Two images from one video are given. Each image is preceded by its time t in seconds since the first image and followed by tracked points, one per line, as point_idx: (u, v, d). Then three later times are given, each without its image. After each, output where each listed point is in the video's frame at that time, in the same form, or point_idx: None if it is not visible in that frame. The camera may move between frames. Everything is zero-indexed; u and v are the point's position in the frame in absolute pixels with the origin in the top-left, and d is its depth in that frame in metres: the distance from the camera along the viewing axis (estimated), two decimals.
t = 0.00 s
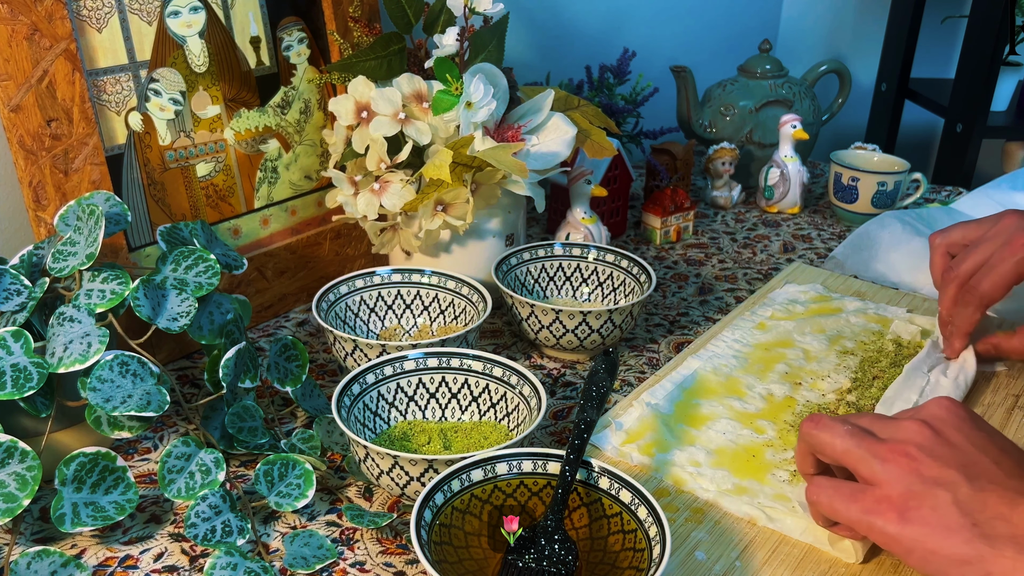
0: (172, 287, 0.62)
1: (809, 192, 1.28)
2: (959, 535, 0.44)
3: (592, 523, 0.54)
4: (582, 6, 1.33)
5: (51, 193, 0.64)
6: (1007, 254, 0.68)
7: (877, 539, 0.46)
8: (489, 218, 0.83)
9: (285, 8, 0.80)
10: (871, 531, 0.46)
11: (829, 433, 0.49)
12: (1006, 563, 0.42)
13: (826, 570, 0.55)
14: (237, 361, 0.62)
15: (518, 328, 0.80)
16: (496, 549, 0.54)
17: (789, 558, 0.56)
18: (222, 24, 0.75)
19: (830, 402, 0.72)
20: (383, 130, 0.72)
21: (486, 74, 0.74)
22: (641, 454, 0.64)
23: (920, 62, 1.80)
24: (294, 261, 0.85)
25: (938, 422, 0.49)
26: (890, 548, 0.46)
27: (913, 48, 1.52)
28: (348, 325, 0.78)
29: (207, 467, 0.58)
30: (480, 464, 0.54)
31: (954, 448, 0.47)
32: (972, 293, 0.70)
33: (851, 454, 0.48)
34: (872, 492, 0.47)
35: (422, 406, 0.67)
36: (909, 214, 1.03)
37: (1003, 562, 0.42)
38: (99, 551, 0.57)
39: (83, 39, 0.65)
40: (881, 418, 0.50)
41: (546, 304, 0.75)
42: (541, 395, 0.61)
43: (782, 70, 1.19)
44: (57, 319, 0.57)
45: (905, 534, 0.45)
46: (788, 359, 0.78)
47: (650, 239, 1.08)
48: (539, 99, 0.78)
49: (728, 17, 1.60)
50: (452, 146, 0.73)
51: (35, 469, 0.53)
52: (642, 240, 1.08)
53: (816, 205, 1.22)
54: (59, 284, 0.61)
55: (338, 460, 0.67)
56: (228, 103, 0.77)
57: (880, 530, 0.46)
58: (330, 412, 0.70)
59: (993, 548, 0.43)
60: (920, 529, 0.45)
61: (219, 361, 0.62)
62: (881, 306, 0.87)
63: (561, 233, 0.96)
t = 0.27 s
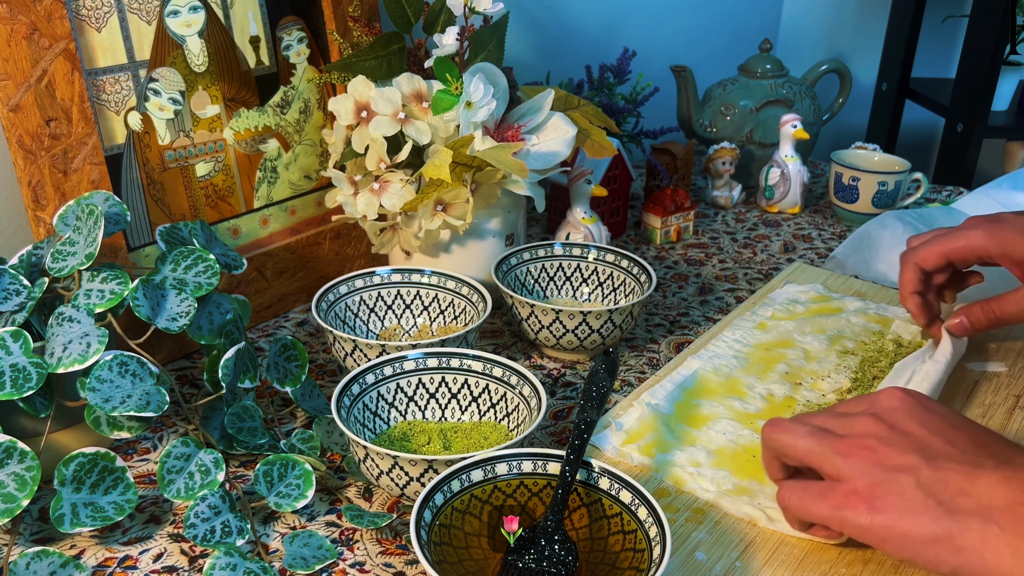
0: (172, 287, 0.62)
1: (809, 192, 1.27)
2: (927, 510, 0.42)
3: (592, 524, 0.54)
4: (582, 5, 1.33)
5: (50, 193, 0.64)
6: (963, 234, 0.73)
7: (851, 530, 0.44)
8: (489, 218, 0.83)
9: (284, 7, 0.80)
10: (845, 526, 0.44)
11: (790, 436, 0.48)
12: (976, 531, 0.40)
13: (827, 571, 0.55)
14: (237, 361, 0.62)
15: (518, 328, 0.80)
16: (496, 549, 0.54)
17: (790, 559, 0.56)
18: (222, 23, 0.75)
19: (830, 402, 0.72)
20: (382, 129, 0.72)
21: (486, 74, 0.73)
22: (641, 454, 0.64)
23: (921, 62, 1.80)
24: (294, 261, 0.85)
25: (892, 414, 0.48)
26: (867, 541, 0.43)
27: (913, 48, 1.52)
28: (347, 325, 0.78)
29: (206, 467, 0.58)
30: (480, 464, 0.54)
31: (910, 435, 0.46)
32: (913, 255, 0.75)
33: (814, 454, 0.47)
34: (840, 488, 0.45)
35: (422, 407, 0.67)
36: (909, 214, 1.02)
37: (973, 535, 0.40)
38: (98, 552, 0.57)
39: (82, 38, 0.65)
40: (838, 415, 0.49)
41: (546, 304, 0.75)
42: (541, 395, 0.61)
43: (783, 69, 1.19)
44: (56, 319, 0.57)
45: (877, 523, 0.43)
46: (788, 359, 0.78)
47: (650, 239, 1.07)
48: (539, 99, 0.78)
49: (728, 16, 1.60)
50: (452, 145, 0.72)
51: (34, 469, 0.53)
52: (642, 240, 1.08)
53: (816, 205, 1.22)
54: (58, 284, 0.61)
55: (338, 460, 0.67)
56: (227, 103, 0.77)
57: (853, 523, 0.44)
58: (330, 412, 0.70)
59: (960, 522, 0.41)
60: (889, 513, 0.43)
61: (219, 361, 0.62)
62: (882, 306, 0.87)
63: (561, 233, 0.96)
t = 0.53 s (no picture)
0: (171, 287, 0.62)
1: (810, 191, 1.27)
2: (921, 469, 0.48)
3: (592, 524, 0.54)
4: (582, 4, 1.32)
5: (49, 193, 0.64)
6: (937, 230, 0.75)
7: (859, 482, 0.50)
8: (489, 218, 0.83)
9: (284, 7, 0.80)
10: (843, 524, 0.47)
11: (771, 447, 0.51)
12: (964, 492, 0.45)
13: (827, 572, 0.55)
14: (237, 362, 0.62)
15: (518, 328, 0.80)
16: (496, 549, 0.54)
17: (791, 559, 0.56)
18: (221, 23, 0.75)
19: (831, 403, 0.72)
20: (382, 129, 0.72)
21: (486, 73, 0.73)
22: (641, 455, 0.64)
23: (921, 61, 1.80)
24: (293, 261, 0.85)
25: (856, 410, 0.52)
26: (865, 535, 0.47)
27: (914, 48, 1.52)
28: (347, 325, 0.77)
29: (206, 467, 0.57)
30: (480, 464, 0.54)
31: (880, 426, 0.50)
32: (886, 249, 0.78)
33: (797, 461, 0.50)
34: (830, 489, 0.48)
35: (421, 407, 0.67)
36: (910, 214, 1.01)
37: (964, 508, 0.44)
38: (98, 552, 0.57)
39: (81, 38, 0.65)
40: (808, 420, 0.52)
41: (546, 304, 0.75)
42: (541, 395, 0.61)
43: (783, 69, 1.19)
44: (56, 319, 0.57)
45: (872, 516, 0.46)
46: (788, 359, 0.78)
47: (650, 239, 1.07)
48: (539, 99, 0.78)
49: (729, 16, 1.60)
50: (452, 145, 0.72)
51: (34, 469, 0.53)
52: (643, 240, 1.08)
53: (817, 204, 1.22)
54: (58, 284, 0.61)
55: (338, 460, 0.67)
56: (227, 103, 0.77)
57: (850, 520, 0.47)
58: (330, 412, 0.70)
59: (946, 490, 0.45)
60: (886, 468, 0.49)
61: (219, 361, 0.62)
62: (882, 306, 0.87)
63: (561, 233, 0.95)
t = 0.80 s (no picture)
0: (170, 287, 0.62)
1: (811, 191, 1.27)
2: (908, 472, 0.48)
3: (592, 525, 0.54)
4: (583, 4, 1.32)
5: (48, 193, 0.64)
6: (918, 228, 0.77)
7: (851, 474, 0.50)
8: (489, 218, 0.82)
9: (283, 6, 0.79)
10: (834, 525, 0.47)
11: (755, 452, 0.50)
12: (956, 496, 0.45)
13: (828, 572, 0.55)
14: (236, 362, 0.61)
15: (519, 328, 0.79)
16: (496, 550, 0.54)
17: (791, 560, 0.55)
18: (221, 22, 0.75)
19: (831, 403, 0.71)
20: (382, 129, 0.72)
21: (486, 73, 0.73)
22: (641, 455, 0.64)
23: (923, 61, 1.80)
24: (293, 261, 0.85)
25: (837, 408, 0.52)
26: (855, 534, 0.47)
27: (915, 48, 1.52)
28: (347, 325, 0.77)
29: (206, 468, 0.57)
30: (480, 465, 0.54)
31: (866, 425, 0.49)
32: (870, 245, 0.80)
33: (782, 463, 0.49)
34: (819, 490, 0.48)
35: (421, 407, 0.67)
36: (911, 214, 1.01)
37: (953, 509, 0.44)
38: (97, 553, 0.57)
39: (81, 38, 0.65)
40: (790, 418, 0.52)
41: (547, 304, 0.75)
42: (541, 395, 0.61)
43: (784, 68, 1.19)
44: (55, 319, 0.57)
45: (863, 516, 0.46)
46: (788, 359, 0.78)
47: (651, 239, 1.07)
48: (540, 98, 0.78)
49: (729, 15, 1.59)
50: (452, 145, 0.72)
51: (33, 470, 0.53)
52: (643, 240, 1.08)
53: (818, 204, 1.22)
54: (56, 284, 0.61)
55: (338, 461, 0.67)
56: (226, 102, 0.77)
57: (841, 520, 0.47)
58: (329, 413, 0.70)
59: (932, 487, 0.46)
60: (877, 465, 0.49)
61: (218, 361, 0.62)
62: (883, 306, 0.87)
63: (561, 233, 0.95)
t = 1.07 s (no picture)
0: (170, 287, 0.61)
1: (811, 191, 1.27)
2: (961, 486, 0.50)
3: (592, 525, 0.54)
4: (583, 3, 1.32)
5: (48, 193, 0.64)
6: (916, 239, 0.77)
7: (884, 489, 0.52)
8: (489, 218, 0.82)
9: (283, 5, 0.79)
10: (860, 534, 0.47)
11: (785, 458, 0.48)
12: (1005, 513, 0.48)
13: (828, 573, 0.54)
14: (236, 362, 0.61)
15: (519, 328, 0.79)
16: (496, 550, 0.54)
17: (792, 560, 0.55)
18: (220, 22, 0.75)
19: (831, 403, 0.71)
20: (382, 128, 0.72)
21: (486, 72, 0.73)
22: (641, 456, 0.64)
23: (923, 61, 1.80)
24: (293, 261, 0.85)
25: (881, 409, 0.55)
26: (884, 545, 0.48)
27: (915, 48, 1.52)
28: (347, 325, 0.77)
29: (205, 468, 0.57)
30: (480, 465, 0.54)
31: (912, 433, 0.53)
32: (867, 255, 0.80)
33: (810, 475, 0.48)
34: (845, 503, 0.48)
35: (421, 407, 0.67)
36: (912, 214, 1.01)
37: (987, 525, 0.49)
38: (96, 553, 0.57)
39: (80, 37, 0.65)
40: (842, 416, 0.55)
41: (546, 304, 0.74)
42: (541, 395, 0.61)
43: (784, 68, 1.19)
44: (54, 319, 0.57)
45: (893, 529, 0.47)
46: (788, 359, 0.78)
47: (651, 239, 1.07)
48: (540, 98, 0.78)
49: (730, 15, 1.59)
50: (452, 144, 0.72)
51: (32, 470, 0.52)
52: (643, 239, 1.08)
53: (818, 204, 1.22)
54: (56, 284, 0.61)
55: (337, 461, 0.67)
56: (226, 102, 0.77)
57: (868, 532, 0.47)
58: (329, 413, 0.70)
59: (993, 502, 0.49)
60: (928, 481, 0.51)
61: (218, 361, 0.62)
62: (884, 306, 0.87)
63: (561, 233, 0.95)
